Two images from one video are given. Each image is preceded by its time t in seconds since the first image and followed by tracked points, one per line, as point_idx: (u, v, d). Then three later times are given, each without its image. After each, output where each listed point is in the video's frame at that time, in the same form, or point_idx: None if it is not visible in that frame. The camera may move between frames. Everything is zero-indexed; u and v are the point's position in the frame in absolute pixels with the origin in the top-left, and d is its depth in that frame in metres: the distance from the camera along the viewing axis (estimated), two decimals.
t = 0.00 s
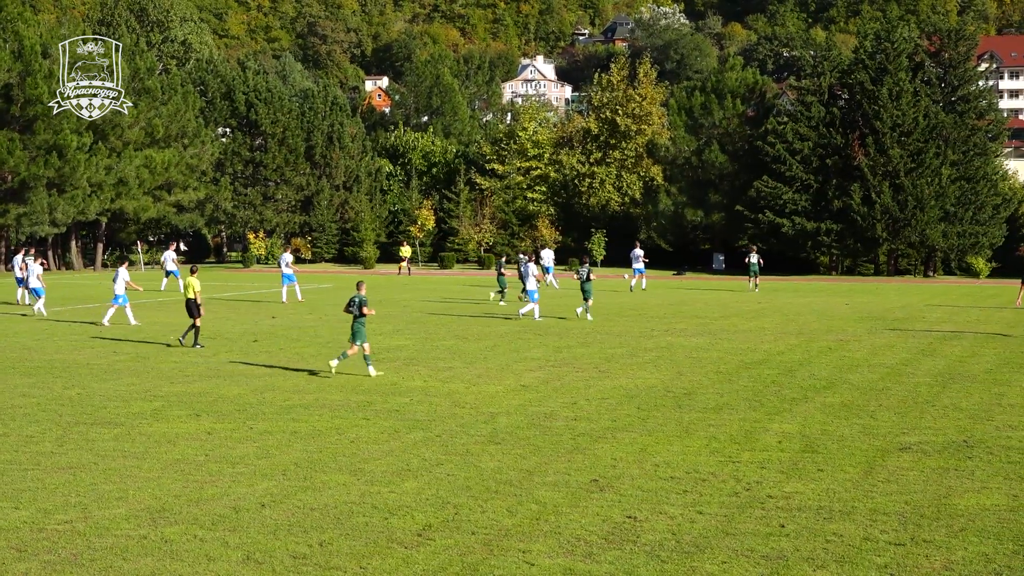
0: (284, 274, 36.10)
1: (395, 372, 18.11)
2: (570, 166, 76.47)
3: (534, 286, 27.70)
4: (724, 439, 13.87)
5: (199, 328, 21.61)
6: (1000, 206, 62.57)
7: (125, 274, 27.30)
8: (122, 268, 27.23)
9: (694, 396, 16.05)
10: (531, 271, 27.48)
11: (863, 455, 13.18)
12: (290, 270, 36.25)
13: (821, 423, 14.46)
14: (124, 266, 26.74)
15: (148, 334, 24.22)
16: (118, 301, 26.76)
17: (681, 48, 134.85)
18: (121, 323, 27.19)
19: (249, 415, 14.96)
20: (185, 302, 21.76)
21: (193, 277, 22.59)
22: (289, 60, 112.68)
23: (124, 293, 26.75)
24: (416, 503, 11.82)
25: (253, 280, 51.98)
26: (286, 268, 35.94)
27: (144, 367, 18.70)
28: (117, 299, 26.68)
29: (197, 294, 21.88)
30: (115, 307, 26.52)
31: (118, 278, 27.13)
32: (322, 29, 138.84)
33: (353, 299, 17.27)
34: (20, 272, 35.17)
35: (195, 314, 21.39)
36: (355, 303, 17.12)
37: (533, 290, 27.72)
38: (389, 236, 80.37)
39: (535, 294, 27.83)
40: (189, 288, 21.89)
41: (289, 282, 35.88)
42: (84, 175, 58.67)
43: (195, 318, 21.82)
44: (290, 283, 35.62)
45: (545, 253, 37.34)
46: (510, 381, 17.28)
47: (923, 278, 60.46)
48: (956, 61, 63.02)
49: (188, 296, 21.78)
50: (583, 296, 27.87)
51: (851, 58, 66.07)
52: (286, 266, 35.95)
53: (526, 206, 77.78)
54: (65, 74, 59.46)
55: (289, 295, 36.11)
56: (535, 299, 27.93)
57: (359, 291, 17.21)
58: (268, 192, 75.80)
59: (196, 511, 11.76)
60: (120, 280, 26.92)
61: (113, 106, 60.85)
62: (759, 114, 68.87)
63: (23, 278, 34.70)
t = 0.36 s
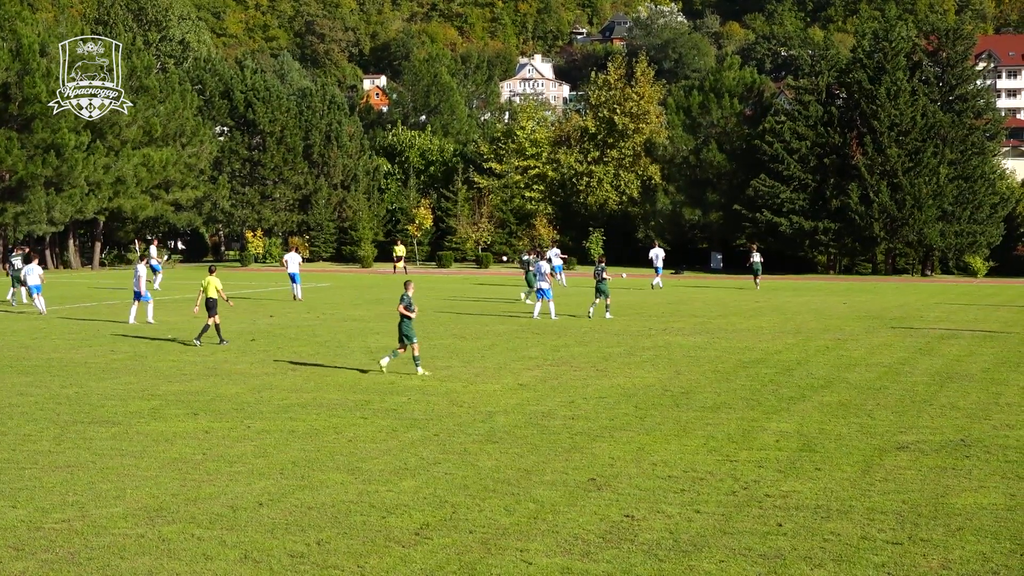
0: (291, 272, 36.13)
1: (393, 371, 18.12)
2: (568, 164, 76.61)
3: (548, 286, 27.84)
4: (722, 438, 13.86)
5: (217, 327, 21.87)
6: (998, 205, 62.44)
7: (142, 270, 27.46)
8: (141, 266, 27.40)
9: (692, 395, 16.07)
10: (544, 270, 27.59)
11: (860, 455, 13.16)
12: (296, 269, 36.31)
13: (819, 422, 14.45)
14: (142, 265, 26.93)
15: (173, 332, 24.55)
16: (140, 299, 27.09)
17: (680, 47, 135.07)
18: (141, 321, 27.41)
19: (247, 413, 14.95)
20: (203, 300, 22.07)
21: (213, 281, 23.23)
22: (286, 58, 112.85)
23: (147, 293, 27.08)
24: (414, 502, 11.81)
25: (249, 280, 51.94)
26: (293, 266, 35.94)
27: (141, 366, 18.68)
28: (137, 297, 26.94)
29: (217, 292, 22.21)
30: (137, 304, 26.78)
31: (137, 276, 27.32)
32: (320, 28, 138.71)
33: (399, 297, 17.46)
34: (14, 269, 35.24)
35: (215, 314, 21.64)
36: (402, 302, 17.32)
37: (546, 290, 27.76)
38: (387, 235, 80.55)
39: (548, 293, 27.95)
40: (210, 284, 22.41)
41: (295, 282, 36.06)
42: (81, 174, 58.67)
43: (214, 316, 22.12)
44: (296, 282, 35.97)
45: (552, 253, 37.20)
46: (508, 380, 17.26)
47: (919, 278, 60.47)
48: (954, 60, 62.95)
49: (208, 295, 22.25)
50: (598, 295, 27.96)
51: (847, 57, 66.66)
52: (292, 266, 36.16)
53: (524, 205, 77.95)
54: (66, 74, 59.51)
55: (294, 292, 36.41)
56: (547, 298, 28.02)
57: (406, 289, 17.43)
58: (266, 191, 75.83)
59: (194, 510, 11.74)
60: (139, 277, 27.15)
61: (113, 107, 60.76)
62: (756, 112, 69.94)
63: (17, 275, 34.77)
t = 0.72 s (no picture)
0: (278, 270, 36.06)
1: (386, 373, 17.81)
2: (565, 161, 76.37)
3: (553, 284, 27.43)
4: (723, 442, 13.54)
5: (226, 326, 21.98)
6: (1004, 203, 62.51)
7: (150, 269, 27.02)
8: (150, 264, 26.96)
9: (693, 398, 15.76)
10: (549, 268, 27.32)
11: (865, 459, 12.85)
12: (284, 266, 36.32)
13: (822, 425, 14.14)
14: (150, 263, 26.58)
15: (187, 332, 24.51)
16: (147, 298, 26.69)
17: (680, 41, 134.18)
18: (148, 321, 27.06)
19: (235, 417, 14.63)
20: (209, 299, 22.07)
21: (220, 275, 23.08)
22: (277, 52, 112.43)
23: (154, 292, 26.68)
24: (407, 508, 11.48)
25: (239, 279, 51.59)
26: (280, 264, 35.84)
27: (128, 367, 18.37)
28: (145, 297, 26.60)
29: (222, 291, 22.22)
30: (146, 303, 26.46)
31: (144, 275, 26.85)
32: (310, 21, 138.35)
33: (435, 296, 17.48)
34: None
35: (227, 313, 21.72)
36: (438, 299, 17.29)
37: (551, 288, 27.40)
38: (381, 233, 80.34)
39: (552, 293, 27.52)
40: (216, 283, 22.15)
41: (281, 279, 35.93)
42: (65, 172, 58.33)
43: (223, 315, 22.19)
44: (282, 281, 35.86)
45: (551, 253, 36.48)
46: (503, 383, 16.93)
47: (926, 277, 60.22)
48: (960, 55, 62.52)
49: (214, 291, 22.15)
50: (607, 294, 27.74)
51: (850, 52, 66.27)
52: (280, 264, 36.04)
53: (519, 202, 76.96)
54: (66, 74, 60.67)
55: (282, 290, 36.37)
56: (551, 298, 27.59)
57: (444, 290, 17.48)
58: (254, 188, 75.42)
59: (181, 516, 11.41)
60: (147, 276, 26.71)
61: (113, 106, 62.19)
62: (758, 108, 70.07)
63: None
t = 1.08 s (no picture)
0: (272, 270, 35.71)
1: (389, 377, 17.38)
2: (575, 158, 75.53)
3: (563, 286, 26.98)
4: (740, 450, 13.07)
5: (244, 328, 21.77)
6: None
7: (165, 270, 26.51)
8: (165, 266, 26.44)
9: (707, 404, 15.29)
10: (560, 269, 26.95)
11: (887, 467, 12.38)
12: (277, 267, 35.98)
13: (842, 432, 13.67)
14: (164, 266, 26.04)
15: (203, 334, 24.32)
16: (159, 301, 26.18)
17: (694, 34, 133.88)
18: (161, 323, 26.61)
19: (233, 423, 14.19)
20: (229, 299, 21.90)
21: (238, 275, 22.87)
22: (277, 45, 112.35)
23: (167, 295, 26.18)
24: (411, 518, 11.01)
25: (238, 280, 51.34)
26: (274, 265, 35.54)
27: (122, 372, 17.93)
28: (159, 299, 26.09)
29: (244, 292, 22.04)
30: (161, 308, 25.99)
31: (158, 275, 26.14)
32: (311, 14, 138.29)
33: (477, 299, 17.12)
34: None
35: (244, 315, 21.51)
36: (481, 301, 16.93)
37: (561, 290, 26.95)
38: (383, 233, 79.53)
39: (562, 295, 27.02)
40: (236, 284, 21.98)
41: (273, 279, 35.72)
42: (56, 168, 58.04)
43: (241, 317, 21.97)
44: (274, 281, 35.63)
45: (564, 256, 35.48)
46: (511, 388, 16.46)
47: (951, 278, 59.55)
48: (986, 48, 62.36)
49: (233, 293, 21.94)
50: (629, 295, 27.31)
51: (871, 44, 65.21)
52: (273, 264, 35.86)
53: (528, 201, 76.66)
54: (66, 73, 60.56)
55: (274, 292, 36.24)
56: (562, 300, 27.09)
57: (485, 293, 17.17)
58: (253, 186, 75.00)
59: (177, 526, 10.95)
60: (163, 279, 26.07)
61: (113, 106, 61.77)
62: (775, 103, 69.38)
63: None
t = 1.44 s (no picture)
0: (277, 270, 35.25)
1: (407, 382, 16.94)
2: (600, 155, 74.96)
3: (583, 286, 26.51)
4: (771, 458, 12.59)
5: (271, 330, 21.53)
6: None
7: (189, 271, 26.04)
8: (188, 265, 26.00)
9: (736, 410, 14.80)
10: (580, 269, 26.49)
11: (924, 476, 11.90)
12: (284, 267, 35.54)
13: (878, 440, 13.17)
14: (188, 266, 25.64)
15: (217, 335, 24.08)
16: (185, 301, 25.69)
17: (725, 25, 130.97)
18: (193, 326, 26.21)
19: (245, 430, 13.77)
20: (257, 301, 21.60)
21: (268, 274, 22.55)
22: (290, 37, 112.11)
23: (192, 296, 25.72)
24: (429, 528, 10.56)
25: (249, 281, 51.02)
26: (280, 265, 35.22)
27: (131, 376, 17.52)
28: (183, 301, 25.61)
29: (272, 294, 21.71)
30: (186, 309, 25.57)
31: (182, 275, 25.76)
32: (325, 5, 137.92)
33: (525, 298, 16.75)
34: None
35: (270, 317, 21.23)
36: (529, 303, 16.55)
37: (580, 291, 26.49)
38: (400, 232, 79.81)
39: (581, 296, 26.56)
40: (265, 285, 21.66)
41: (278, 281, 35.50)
42: (62, 165, 57.59)
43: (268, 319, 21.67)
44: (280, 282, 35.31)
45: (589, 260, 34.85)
46: (532, 394, 16.00)
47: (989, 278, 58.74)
48: None
49: (263, 294, 21.65)
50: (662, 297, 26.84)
51: (908, 36, 64.88)
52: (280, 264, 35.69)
53: (551, 199, 76.47)
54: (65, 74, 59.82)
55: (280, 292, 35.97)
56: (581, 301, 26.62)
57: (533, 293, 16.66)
58: (265, 183, 74.66)
59: (187, 535, 10.52)
60: (186, 278, 25.69)
61: (113, 106, 61.39)
62: (809, 98, 69.98)
63: None
